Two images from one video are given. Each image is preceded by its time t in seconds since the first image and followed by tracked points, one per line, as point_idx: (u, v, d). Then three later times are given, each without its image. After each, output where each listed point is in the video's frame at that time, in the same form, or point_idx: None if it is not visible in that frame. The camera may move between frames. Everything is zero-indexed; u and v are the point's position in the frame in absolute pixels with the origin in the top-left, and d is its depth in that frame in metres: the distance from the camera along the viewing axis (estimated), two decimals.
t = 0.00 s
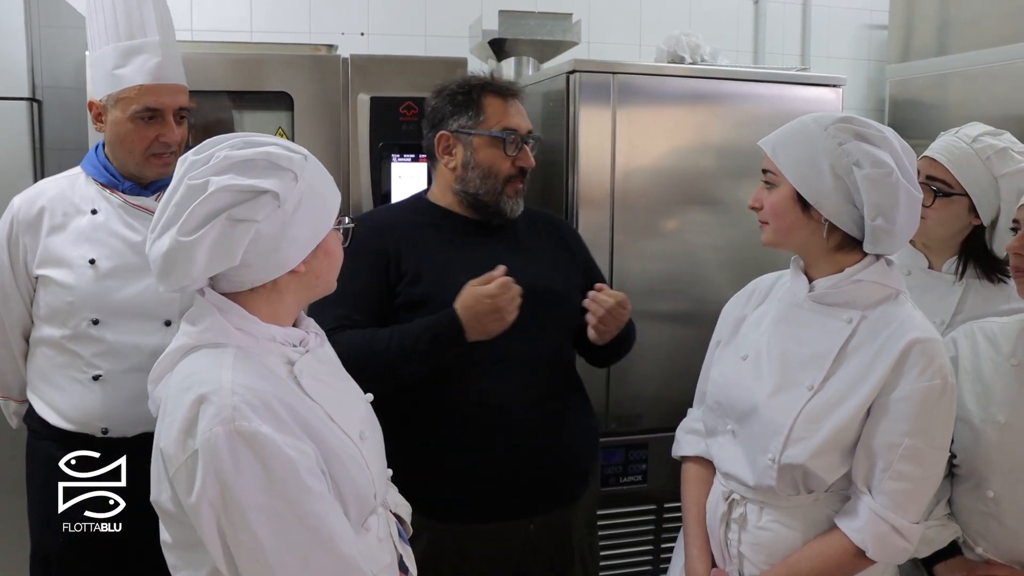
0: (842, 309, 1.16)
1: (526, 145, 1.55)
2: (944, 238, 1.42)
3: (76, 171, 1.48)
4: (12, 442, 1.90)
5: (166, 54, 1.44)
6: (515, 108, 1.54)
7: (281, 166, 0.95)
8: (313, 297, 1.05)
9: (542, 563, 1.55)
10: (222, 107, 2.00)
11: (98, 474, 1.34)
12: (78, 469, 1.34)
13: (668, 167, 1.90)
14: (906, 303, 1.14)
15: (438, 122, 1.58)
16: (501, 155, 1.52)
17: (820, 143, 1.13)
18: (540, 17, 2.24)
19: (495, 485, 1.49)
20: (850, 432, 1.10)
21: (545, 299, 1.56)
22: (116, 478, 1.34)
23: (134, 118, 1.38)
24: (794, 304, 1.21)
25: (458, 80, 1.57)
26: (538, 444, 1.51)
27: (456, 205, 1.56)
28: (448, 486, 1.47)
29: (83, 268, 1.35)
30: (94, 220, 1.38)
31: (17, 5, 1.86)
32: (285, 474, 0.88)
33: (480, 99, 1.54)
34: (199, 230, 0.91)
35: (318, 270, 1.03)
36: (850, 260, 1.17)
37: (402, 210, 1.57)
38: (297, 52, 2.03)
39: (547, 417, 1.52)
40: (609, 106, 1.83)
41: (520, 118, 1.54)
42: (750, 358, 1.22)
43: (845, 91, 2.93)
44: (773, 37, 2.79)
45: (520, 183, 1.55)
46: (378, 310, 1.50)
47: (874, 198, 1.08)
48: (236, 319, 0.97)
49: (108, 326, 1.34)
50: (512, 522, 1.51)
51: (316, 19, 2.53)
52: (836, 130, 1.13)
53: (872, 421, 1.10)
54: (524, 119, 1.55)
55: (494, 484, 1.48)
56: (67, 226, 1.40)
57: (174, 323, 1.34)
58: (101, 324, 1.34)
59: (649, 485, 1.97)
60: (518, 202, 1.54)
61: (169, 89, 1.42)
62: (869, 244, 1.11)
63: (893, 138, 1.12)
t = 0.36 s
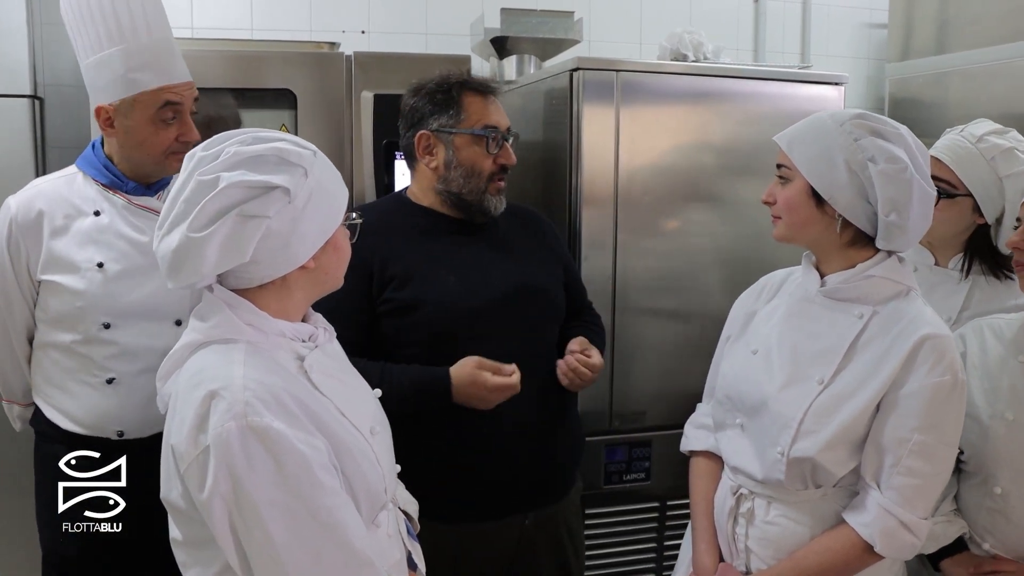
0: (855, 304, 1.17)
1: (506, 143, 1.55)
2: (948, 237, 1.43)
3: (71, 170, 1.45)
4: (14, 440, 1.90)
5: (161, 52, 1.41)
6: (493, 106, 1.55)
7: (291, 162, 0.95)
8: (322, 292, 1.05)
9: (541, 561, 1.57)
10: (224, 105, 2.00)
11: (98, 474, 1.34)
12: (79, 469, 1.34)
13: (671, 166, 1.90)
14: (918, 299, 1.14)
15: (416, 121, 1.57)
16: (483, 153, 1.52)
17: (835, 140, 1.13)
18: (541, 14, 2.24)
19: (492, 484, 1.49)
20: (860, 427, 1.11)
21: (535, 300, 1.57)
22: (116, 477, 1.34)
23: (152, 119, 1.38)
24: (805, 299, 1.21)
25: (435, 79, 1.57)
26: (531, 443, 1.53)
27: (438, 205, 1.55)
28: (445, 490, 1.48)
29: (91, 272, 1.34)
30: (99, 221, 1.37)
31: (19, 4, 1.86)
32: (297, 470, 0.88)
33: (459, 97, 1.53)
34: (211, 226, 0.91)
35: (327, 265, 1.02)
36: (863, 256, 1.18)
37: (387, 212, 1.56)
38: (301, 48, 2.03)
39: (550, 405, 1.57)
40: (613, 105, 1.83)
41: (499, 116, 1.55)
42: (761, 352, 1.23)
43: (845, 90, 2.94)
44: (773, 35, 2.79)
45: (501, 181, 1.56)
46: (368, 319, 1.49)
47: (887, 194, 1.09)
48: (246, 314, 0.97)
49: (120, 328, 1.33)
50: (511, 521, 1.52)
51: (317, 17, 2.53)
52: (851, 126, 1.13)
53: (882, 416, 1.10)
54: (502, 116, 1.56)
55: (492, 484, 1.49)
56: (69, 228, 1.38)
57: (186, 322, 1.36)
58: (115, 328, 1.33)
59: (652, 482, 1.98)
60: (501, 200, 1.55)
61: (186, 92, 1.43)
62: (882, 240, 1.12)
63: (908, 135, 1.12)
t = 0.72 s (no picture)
0: (858, 300, 1.17)
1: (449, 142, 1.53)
2: (950, 235, 1.43)
3: (64, 167, 1.42)
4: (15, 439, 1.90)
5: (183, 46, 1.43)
6: (439, 104, 1.53)
7: (296, 159, 0.95)
8: (325, 289, 1.05)
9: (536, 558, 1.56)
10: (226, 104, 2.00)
11: (98, 474, 1.35)
12: (79, 469, 1.35)
13: (672, 163, 1.90)
14: (920, 296, 1.15)
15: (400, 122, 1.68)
16: (429, 156, 1.55)
17: (838, 137, 1.13)
18: (541, 13, 2.24)
19: (494, 479, 1.50)
20: (862, 422, 1.11)
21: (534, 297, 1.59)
22: (116, 476, 1.35)
23: (179, 108, 1.41)
24: (809, 294, 1.22)
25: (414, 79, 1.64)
26: (534, 438, 1.53)
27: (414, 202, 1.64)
28: (450, 479, 1.48)
29: (116, 257, 1.34)
30: (115, 208, 1.37)
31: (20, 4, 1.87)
32: (301, 465, 0.88)
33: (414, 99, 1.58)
34: (215, 223, 0.91)
35: (330, 262, 1.03)
36: (866, 253, 1.18)
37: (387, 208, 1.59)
38: (300, 46, 2.03)
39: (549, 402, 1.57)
40: (613, 103, 1.83)
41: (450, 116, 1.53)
42: (764, 347, 1.23)
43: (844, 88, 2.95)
44: (773, 34, 2.80)
45: (453, 182, 1.55)
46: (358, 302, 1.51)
47: (892, 191, 1.08)
48: (249, 311, 0.97)
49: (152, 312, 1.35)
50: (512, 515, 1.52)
51: (317, 16, 2.53)
52: (854, 123, 1.13)
53: (884, 412, 1.11)
54: (457, 115, 1.54)
55: (493, 477, 1.50)
56: (82, 219, 1.36)
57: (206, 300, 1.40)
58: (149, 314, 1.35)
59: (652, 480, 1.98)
60: (446, 199, 1.54)
61: (202, 84, 1.46)
62: (886, 237, 1.11)
63: (911, 132, 1.12)
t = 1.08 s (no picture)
0: (851, 294, 1.16)
1: (451, 144, 1.56)
2: (949, 229, 1.42)
3: (57, 160, 1.37)
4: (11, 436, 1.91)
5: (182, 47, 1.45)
6: (443, 108, 1.57)
7: (289, 153, 0.95)
8: (317, 283, 1.05)
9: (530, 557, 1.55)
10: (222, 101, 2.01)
11: (99, 474, 1.34)
12: (79, 469, 1.34)
13: (667, 159, 1.90)
14: (913, 290, 1.14)
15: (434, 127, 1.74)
16: (437, 159, 1.59)
17: (830, 131, 1.10)
18: (536, 9, 2.24)
19: (495, 476, 1.50)
20: (854, 416, 1.11)
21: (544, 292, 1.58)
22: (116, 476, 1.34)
23: (182, 104, 1.46)
24: (802, 288, 1.21)
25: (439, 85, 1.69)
26: (536, 436, 1.51)
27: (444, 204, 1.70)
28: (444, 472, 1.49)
29: (143, 248, 1.37)
30: (127, 199, 1.39)
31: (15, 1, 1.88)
32: (291, 459, 0.88)
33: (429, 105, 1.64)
34: (207, 217, 0.91)
35: (323, 257, 1.03)
36: (859, 247, 1.16)
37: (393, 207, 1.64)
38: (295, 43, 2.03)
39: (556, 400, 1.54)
40: (608, 99, 1.83)
41: (452, 118, 1.56)
42: (757, 341, 1.23)
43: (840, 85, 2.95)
44: (769, 31, 2.79)
45: (458, 184, 1.57)
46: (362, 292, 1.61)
47: (885, 185, 1.07)
48: (241, 305, 0.97)
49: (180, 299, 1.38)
50: (513, 513, 1.53)
51: (313, 13, 2.53)
52: (848, 118, 1.10)
53: (877, 406, 1.11)
54: (459, 117, 1.56)
55: (493, 475, 1.50)
56: (99, 213, 1.35)
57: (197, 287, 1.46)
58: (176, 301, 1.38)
59: (647, 476, 1.98)
60: (454, 201, 1.58)
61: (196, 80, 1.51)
62: (879, 231, 1.10)
63: (905, 127, 1.10)
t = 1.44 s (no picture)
0: (839, 290, 1.16)
1: (467, 157, 1.57)
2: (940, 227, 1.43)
3: (48, 152, 1.35)
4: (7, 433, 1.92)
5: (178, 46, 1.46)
6: (460, 121, 1.58)
7: (279, 149, 0.96)
8: (307, 280, 1.06)
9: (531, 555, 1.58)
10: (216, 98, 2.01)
11: (100, 474, 1.36)
12: (79, 469, 1.35)
13: (660, 156, 1.91)
14: (901, 287, 1.14)
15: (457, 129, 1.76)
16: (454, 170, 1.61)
17: (818, 128, 1.10)
18: (531, 5, 2.23)
19: (498, 476, 1.56)
20: (843, 411, 1.12)
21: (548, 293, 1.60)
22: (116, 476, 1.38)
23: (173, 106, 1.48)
24: (790, 284, 1.21)
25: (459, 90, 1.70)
26: (535, 436, 1.56)
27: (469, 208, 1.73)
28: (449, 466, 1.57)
29: (139, 250, 1.40)
30: (119, 199, 1.40)
31: None
32: (279, 454, 0.89)
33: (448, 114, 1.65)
34: (196, 213, 0.91)
35: (313, 253, 1.03)
36: (846, 243, 1.16)
37: (404, 216, 1.71)
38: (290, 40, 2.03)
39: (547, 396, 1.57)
40: (601, 96, 1.84)
41: (467, 130, 1.57)
42: (746, 337, 1.23)
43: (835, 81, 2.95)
44: (765, 28, 2.80)
45: (475, 194, 1.59)
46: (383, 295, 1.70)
47: (873, 181, 1.07)
48: (230, 300, 0.98)
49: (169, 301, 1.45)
50: (524, 512, 1.57)
51: (308, 10, 2.53)
52: (836, 115, 1.10)
53: (865, 401, 1.11)
54: (474, 129, 1.57)
55: (495, 475, 1.56)
56: (99, 213, 1.35)
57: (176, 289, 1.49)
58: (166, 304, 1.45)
59: (640, 471, 1.99)
60: (473, 212, 1.61)
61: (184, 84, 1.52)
62: (866, 227, 1.10)
63: (892, 124, 1.10)
